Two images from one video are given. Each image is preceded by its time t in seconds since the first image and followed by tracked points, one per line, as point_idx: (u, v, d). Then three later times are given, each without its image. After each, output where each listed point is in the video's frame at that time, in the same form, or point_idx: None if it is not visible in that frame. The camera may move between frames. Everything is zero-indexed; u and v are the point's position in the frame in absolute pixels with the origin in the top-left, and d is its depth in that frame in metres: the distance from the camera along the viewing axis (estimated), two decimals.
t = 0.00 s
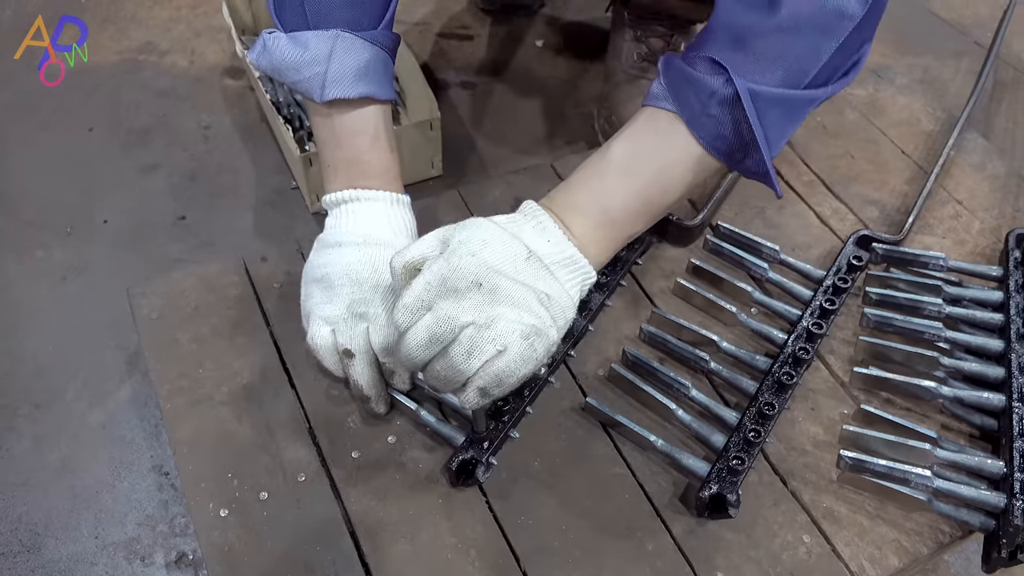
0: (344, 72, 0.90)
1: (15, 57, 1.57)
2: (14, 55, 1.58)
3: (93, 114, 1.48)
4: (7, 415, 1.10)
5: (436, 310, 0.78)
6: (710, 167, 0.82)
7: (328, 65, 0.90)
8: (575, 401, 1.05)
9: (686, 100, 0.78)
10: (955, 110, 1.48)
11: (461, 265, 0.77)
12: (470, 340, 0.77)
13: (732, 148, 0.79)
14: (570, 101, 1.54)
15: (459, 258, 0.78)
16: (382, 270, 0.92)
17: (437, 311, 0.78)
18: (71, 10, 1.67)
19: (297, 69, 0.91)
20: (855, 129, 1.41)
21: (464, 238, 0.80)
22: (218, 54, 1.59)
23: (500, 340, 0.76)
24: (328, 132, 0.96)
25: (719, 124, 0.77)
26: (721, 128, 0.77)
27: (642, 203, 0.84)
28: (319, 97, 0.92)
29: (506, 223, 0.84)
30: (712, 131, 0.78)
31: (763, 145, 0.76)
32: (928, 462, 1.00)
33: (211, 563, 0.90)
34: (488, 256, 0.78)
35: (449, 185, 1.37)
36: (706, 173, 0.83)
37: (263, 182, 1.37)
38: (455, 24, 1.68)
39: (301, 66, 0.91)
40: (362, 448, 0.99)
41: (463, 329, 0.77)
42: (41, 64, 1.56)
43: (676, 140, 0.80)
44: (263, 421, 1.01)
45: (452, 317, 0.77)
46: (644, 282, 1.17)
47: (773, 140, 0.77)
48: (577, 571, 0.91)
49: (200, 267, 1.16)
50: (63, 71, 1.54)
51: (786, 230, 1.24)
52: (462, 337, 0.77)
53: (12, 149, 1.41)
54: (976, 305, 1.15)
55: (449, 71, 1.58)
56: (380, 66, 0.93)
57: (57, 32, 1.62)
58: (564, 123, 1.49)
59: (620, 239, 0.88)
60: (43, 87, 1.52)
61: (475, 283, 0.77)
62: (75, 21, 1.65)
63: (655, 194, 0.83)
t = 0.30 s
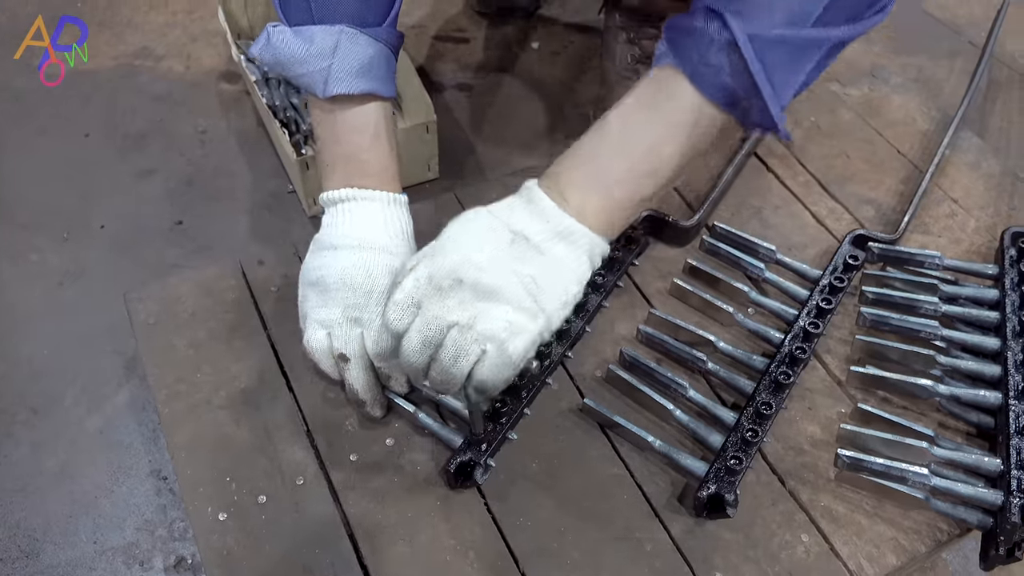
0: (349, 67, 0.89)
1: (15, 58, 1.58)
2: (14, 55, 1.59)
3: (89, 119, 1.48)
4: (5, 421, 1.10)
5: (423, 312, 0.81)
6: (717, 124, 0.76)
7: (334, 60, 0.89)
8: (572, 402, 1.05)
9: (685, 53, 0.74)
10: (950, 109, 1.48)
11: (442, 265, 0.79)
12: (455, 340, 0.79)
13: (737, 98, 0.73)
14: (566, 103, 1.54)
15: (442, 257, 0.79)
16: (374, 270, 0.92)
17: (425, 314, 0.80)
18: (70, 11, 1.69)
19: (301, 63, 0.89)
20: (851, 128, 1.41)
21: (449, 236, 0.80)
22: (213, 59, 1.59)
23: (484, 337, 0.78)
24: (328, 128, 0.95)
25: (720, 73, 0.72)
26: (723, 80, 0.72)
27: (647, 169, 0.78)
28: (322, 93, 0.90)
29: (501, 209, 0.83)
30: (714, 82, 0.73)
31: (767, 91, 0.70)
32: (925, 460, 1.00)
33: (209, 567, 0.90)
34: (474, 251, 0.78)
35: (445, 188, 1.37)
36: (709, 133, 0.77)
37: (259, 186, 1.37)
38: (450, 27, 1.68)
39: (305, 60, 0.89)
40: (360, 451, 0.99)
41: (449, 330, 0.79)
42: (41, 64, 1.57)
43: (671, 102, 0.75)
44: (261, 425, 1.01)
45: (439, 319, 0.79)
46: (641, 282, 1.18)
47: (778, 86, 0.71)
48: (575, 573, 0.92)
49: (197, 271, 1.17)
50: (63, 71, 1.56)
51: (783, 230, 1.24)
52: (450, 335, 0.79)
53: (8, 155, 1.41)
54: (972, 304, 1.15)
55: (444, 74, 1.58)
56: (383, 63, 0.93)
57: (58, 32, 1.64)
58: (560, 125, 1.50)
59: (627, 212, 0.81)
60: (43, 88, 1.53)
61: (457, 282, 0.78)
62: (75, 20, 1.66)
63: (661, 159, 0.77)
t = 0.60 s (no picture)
0: (311, 9, 0.85)
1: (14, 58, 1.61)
2: (14, 55, 1.61)
3: (81, 129, 1.48)
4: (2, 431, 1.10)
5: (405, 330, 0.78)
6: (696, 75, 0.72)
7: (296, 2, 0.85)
8: (568, 403, 1.06)
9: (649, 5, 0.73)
10: (940, 106, 1.49)
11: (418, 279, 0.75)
12: (442, 359, 0.76)
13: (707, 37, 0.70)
14: (558, 106, 1.54)
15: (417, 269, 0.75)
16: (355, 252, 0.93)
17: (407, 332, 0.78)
18: (64, 17, 1.70)
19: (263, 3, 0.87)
20: (842, 126, 1.41)
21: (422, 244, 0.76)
22: (205, 67, 1.60)
23: (463, 353, 0.75)
24: (288, 77, 0.89)
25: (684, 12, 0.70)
26: (691, 19, 0.69)
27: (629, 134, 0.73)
28: (282, 36, 0.86)
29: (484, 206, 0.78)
30: (681, 22, 0.70)
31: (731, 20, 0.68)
32: (920, 455, 1.01)
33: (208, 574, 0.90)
34: (452, 263, 0.74)
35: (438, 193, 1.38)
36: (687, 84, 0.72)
37: (253, 193, 1.37)
38: (441, 32, 1.68)
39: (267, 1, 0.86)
40: (358, 455, 0.99)
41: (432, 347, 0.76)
42: (42, 63, 1.60)
43: (637, 60, 0.72)
44: (258, 431, 1.02)
45: (421, 337, 0.76)
46: (634, 282, 1.18)
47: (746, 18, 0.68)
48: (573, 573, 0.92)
49: (192, 279, 1.17)
50: (63, 71, 1.58)
51: (775, 229, 1.25)
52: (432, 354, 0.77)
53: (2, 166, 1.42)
54: (963, 299, 1.16)
55: (436, 79, 1.59)
56: (350, 11, 0.89)
57: (58, 31, 1.66)
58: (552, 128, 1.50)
59: (614, 185, 0.74)
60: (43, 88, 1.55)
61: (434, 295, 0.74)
62: (75, 20, 1.69)
63: (640, 121, 0.72)
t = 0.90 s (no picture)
0: None
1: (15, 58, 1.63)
2: (15, 55, 1.64)
3: (71, 139, 1.48)
4: None
5: (433, 334, 0.73)
6: (689, 44, 0.70)
7: None
8: (563, 404, 1.06)
9: None
10: (926, 102, 1.50)
11: (444, 282, 0.71)
12: (476, 361, 0.72)
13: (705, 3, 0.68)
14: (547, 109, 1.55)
15: (438, 270, 0.71)
16: (346, 228, 0.84)
17: (436, 336, 0.73)
18: (53, 26, 1.70)
19: None
20: (829, 123, 1.42)
21: (435, 246, 0.72)
22: (194, 76, 1.60)
23: (500, 354, 0.71)
24: (280, 51, 0.79)
25: None
26: None
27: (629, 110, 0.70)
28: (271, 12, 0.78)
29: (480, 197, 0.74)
30: None
31: None
32: (912, 448, 1.02)
33: None
34: (474, 262, 0.70)
35: (429, 198, 1.38)
36: (681, 59, 0.70)
37: (243, 200, 1.37)
38: (429, 37, 1.69)
39: None
40: (354, 459, 1.00)
41: (462, 349, 0.72)
42: (42, 63, 1.62)
43: (632, 35, 0.69)
44: (252, 438, 1.02)
45: (455, 340, 0.72)
46: (626, 282, 1.18)
47: None
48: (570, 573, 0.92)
49: (185, 287, 1.17)
50: (63, 71, 1.60)
51: (765, 227, 1.25)
52: (466, 358, 0.73)
53: None
54: (953, 293, 1.16)
55: (426, 84, 1.59)
56: None
57: (58, 31, 1.69)
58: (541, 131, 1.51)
59: (617, 166, 0.72)
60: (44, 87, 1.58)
61: (462, 295, 0.71)
62: (75, 20, 1.71)
63: (638, 97, 0.70)
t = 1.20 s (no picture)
0: None
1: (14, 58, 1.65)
2: (14, 55, 1.66)
3: (51, 151, 1.48)
4: None
5: (405, 206, 0.93)
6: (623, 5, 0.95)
7: None
8: (550, 404, 1.06)
9: None
10: (902, 97, 1.51)
11: (415, 154, 0.90)
12: (437, 233, 0.94)
13: None
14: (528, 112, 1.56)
15: (416, 149, 0.90)
16: (297, 126, 0.95)
17: (405, 206, 0.93)
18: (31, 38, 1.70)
19: None
20: (807, 119, 1.44)
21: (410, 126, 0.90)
22: (174, 86, 1.59)
23: (454, 225, 0.93)
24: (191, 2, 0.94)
25: None
26: None
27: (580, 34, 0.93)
28: None
29: (437, 77, 0.93)
30: None
31: None
32: (896, 439, 1.03)
33: None
34: (441, 135, 0.89)
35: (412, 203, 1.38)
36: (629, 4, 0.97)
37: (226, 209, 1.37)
38: (409, 42, 1.69)
39: None
40: (342, 465, 1.00)
41: (427, 222, 0.93)
42: (41, 64, 1.64)
43: None
44: (240, 446, 1.02)
45: (422, 214, 0.92)
46: (609, 282, 1.19)
47: None
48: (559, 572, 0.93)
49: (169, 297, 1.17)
50: (64, 71, 1.63)
51: (746, 224, 1.26)
52: (432, 227, 0.93)
53: None
54: (933, 284, 1.18)
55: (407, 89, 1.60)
56: None
57: (58, 30, 1.72)
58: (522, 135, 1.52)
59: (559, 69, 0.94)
60: (44, 87, 1.60)
61: (432, 172, 0.90)
62: (75, 19, 1.75)
63: (587, 23, 0.93)
